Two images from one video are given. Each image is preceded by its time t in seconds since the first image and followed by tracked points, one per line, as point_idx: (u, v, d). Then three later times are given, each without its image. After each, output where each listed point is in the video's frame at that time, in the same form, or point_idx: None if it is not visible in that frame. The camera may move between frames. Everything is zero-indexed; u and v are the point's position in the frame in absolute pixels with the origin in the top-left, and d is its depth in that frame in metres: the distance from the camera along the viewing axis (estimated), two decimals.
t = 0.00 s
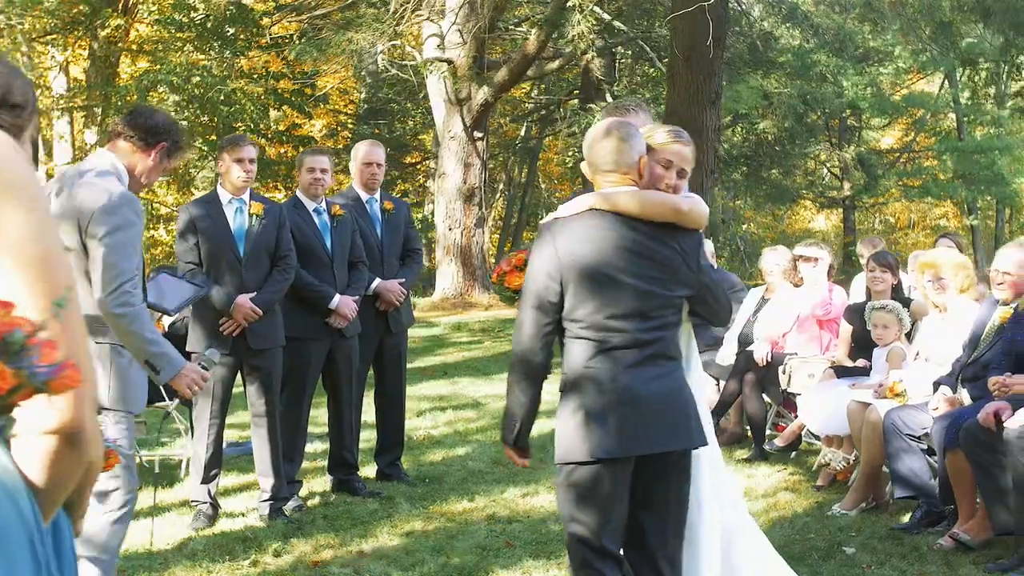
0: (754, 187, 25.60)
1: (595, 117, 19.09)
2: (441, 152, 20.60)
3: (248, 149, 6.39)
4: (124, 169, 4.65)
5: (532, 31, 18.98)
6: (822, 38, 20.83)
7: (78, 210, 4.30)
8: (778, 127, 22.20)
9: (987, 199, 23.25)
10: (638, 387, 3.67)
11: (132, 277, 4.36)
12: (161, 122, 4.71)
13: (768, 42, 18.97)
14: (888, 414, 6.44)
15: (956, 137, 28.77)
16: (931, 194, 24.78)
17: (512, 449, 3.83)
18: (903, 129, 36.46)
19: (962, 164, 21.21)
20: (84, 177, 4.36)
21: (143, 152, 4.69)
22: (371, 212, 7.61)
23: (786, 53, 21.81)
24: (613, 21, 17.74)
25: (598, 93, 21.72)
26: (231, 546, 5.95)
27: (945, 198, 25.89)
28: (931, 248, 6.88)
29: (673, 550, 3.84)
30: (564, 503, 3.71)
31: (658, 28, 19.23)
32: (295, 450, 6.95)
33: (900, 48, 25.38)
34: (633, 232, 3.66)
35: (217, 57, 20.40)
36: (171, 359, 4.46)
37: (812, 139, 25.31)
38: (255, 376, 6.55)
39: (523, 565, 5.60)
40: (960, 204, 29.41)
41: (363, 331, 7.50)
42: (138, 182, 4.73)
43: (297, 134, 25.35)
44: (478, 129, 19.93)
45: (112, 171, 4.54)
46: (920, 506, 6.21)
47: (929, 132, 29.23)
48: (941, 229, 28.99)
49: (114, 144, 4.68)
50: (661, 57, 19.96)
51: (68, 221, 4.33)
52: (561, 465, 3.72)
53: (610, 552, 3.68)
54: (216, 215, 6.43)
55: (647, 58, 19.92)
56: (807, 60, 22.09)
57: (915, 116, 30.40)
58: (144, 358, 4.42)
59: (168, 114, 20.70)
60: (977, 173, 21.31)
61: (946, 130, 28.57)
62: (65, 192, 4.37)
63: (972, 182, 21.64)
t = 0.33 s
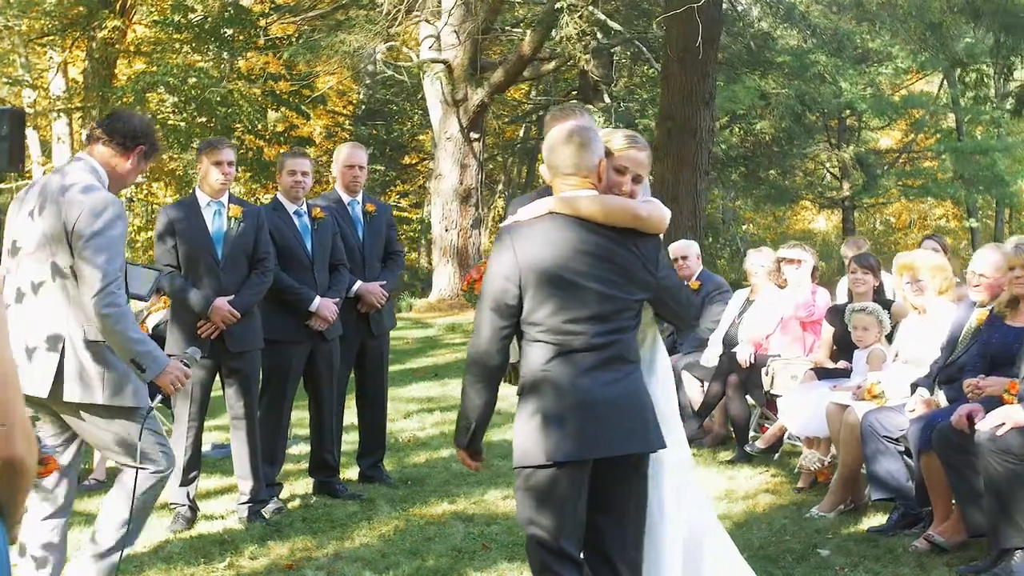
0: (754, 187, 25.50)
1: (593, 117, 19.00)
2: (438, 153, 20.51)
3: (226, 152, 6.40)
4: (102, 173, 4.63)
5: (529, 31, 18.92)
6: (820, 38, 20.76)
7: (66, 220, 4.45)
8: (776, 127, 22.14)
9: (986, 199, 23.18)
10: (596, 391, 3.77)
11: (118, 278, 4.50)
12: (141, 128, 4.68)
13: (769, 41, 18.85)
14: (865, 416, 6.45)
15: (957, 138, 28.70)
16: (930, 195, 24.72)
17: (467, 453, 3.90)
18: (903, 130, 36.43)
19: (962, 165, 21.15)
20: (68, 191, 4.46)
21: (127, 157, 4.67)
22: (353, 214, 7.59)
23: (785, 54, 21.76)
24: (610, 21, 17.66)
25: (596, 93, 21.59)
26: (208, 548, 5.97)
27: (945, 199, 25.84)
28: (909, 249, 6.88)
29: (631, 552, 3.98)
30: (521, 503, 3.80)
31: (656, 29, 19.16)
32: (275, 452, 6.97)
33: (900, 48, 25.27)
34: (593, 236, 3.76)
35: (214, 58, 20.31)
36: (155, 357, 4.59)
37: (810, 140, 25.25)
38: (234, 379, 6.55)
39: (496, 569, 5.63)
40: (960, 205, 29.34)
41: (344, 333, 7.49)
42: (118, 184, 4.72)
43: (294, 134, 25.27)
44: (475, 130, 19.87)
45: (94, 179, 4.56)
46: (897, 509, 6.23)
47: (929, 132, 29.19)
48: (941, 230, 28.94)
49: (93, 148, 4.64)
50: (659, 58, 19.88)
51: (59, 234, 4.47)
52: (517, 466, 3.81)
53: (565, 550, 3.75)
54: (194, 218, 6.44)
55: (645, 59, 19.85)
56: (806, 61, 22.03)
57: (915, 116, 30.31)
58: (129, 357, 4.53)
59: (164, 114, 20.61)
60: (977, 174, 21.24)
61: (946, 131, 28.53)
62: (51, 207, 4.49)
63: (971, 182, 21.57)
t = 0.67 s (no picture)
0: (754, 189, 25.59)
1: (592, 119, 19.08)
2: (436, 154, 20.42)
3: (208, 155, 6.45)
4: (105, 182, 4.59)
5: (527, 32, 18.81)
6: (821, 38, 20.66)
7: (69, 240, 4.43)
8: (776, 129, 22.03)
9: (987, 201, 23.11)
10: (564, 394, 3.80)
11: (124, 287, 4.49)
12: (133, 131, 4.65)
13: (769, 43, 18.97)
14: (844, 420, 6.47)
15: (956, 140, 28.75)
16: (930, 197, 24.64)
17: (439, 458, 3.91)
18: (904, 132, 36.36)
19: (963, 167, 21.08)
20: (65, 215, 4.44)
21: (127, 162, 4.64)
22: (338, 218, 7.61)
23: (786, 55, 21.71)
24: (607, 22, 17.56)
25: (594, 94, 21.64)
26: (188, 550, 6.00)
27: (946, 201, 25.77)
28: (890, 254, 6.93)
29: (598, 555, 3.99)
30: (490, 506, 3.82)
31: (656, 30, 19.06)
32: (259, 455, 7.00)
33: (899, 50, 25.33)
34: (562, 240, 3.78)
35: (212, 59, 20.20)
36: (159, 360, 4.59)
37: (810, 141, 25.16)
38: (217, 382, 6.58)
39: (475, 571, 5.67)
40: (959, 208, 29.42)
41: (328, 337, 7.51)
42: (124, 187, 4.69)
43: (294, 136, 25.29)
44: (472, 132, 19.78)
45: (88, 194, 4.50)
46: (875, 512, 6.26)
47: (930, 134, 29.09)
48: (941, 232, 28.87)
49: (91, 159, 4.60)
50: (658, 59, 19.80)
51: (63, 256, 4.46)
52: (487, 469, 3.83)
53: (531, 551, 3.77)
54: (176, 221, 6.47)
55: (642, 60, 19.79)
56: (806, 62, 21.94)
57: (915, 118, 30.36)
58: (134, 362, 4.53)
59: (163, 117, 20.68)
60: (979, 177, 21.14)
61: (947, 133, 28.46)
62: (50, 230, 4.48)
63: (973, 185, 21.48)
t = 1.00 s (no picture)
0: (763, 189, 25.60)
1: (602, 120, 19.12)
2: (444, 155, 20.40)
3: (205, 156, 6.51)
4: (137, 178, 4.76)
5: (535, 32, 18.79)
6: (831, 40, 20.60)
7: (101, 261, 4.61)
8: (784, 130, 21.98)
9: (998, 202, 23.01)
10: (561, 393, 3.83)
11: (157, 285, 4.59)
12: (160, 126, 4.80)
13: (778, 43, 18.91)
14: (839, 420, 6.50)
15: (966, 141, 28.73)
16: (941, 198, 24.55)
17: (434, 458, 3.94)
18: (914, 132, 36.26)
19: (973, 168, 21.00)
20: (93, 242, 4.61)
21: (154, 156, 4.79)
22: (337, 218, 7.64)
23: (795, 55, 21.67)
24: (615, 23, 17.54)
25: (603, 94, 21.65)
26: (186, 548, 6.04)
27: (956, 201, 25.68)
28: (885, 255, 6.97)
29: (590, 553, 4.03)
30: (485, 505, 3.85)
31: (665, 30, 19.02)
32: (258, 453, 7.05)
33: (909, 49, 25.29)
34: (550, 241, 3.82)
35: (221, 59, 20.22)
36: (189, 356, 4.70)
37: (819, 141, 25.08)
38: (216, 381, 6.63)
39: (469, 569, 5.71)
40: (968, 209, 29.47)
41: (328, 337, 7.56)
42: (158, 179, 4.85)
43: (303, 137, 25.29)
44: (480, 132, 19.77)
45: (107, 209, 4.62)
46: (870, 511, 6.29)
47: (941, 134, 28.99)
48: (951, 233, 28.78)
49: (122, 159, 4.76)
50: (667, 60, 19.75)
51: (99, 273, 4.64)
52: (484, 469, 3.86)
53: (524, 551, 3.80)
54: (175, 222, 6.51)
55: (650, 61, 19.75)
56: (815, 61, 21.89)
57: (925, 118, 30.29)
58: (164, 361, 4.65)
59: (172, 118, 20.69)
60: (990, 177, 21.05)
61: (958, 134, 28.36)
62: (85, 254, 4.67)
63: (983, 185, 21.38)
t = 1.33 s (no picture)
0: (780, 192, 25.50)
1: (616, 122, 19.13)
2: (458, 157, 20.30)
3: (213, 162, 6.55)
4: (166, 181, 4.91)
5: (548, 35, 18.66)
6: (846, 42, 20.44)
7: (130, 276, 4.82)
8: (799, 134, 21.86)
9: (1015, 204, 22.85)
10: (590, 391, 3.68)
11: (181, 284, 4.75)
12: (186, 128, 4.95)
13: (796, 44, 18.73)
14: (840, 423, 6.52)
15: (983, 142, 28.53)
16: (957, 200, 24.41)
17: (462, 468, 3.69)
18: (932, 133, 36.06)
19: (991, 170, 20.83)
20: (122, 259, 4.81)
21: (180, 160, 4.94)
22: (343, 222, 7.70)
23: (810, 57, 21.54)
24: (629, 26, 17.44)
25: (617, 96, 21.66)
26: (191, 551, 6.10)
27: (973, 203, 25.52)
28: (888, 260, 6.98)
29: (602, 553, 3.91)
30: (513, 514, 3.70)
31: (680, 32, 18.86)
32: (264, 456, 7.11)
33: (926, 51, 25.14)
34: (563, 242, 3.68)
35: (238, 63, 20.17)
36: (212, 354, 4.87)
37: (835, 144, 24.96)
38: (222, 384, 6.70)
39: (470, 571, 5.76)
40: (987, 212, 29.31)
41: (333, 340, 7.62)
42: (188, 183, 4.99)
43: (319, 139, 25.25)
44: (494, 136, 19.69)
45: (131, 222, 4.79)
46: (871, 514, 6.33)
47: (959, 137, 28.81)
48: (969, 235, 28.61)
49: (150, 162, 4.92)
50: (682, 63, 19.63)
51: (127, 288, 4.84)
52: (510, 477, 3.70)
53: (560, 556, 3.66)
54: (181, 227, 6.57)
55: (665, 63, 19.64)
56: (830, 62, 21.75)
57: (943, 120, 30.11)
58: (187, 357, 4.82)
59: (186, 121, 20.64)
60: (1008, 180, 20.86)
61: (976, 136, 28.20)
62: (115, 271, 4.88)
63: (1001, 188, 21.22)
